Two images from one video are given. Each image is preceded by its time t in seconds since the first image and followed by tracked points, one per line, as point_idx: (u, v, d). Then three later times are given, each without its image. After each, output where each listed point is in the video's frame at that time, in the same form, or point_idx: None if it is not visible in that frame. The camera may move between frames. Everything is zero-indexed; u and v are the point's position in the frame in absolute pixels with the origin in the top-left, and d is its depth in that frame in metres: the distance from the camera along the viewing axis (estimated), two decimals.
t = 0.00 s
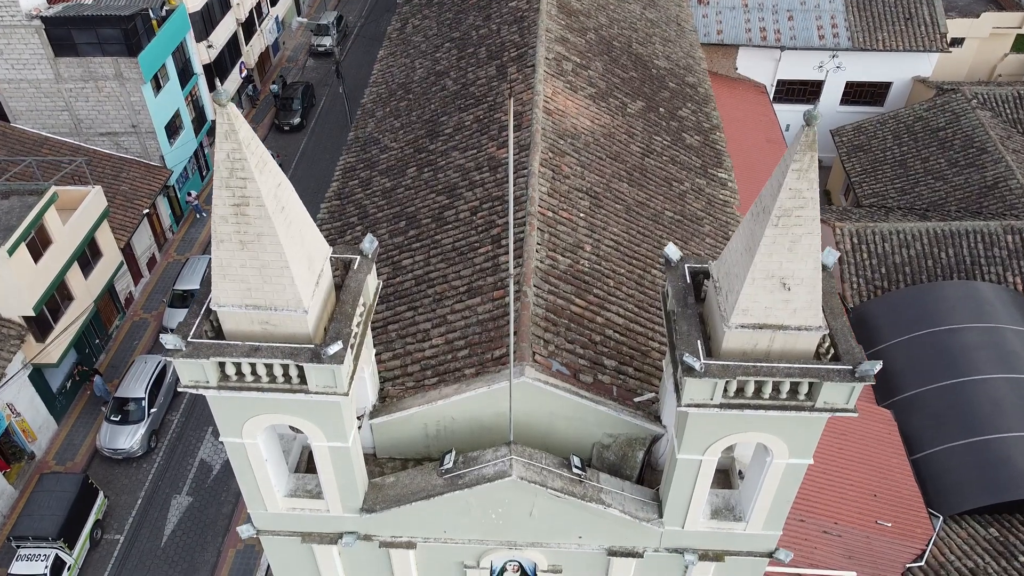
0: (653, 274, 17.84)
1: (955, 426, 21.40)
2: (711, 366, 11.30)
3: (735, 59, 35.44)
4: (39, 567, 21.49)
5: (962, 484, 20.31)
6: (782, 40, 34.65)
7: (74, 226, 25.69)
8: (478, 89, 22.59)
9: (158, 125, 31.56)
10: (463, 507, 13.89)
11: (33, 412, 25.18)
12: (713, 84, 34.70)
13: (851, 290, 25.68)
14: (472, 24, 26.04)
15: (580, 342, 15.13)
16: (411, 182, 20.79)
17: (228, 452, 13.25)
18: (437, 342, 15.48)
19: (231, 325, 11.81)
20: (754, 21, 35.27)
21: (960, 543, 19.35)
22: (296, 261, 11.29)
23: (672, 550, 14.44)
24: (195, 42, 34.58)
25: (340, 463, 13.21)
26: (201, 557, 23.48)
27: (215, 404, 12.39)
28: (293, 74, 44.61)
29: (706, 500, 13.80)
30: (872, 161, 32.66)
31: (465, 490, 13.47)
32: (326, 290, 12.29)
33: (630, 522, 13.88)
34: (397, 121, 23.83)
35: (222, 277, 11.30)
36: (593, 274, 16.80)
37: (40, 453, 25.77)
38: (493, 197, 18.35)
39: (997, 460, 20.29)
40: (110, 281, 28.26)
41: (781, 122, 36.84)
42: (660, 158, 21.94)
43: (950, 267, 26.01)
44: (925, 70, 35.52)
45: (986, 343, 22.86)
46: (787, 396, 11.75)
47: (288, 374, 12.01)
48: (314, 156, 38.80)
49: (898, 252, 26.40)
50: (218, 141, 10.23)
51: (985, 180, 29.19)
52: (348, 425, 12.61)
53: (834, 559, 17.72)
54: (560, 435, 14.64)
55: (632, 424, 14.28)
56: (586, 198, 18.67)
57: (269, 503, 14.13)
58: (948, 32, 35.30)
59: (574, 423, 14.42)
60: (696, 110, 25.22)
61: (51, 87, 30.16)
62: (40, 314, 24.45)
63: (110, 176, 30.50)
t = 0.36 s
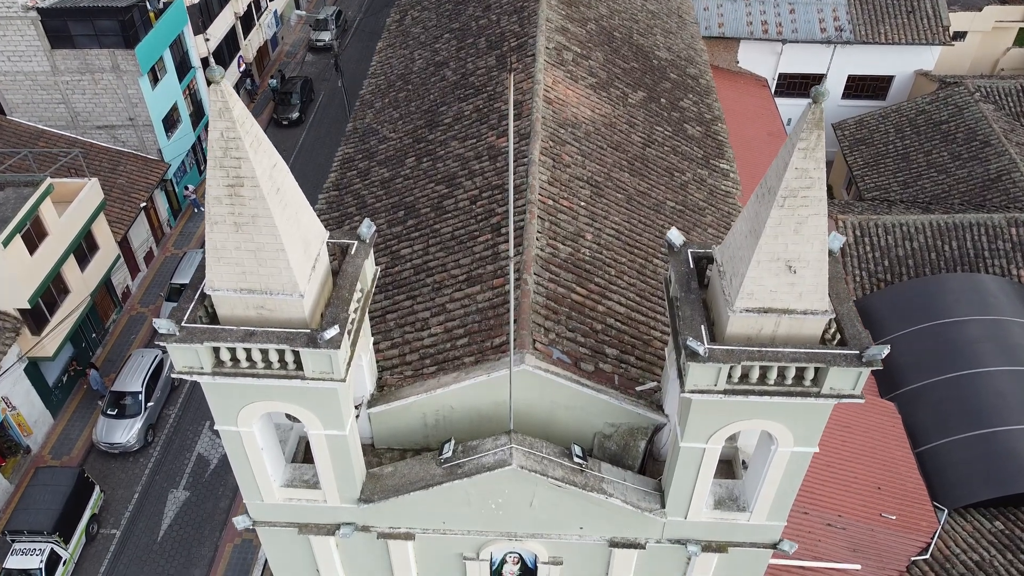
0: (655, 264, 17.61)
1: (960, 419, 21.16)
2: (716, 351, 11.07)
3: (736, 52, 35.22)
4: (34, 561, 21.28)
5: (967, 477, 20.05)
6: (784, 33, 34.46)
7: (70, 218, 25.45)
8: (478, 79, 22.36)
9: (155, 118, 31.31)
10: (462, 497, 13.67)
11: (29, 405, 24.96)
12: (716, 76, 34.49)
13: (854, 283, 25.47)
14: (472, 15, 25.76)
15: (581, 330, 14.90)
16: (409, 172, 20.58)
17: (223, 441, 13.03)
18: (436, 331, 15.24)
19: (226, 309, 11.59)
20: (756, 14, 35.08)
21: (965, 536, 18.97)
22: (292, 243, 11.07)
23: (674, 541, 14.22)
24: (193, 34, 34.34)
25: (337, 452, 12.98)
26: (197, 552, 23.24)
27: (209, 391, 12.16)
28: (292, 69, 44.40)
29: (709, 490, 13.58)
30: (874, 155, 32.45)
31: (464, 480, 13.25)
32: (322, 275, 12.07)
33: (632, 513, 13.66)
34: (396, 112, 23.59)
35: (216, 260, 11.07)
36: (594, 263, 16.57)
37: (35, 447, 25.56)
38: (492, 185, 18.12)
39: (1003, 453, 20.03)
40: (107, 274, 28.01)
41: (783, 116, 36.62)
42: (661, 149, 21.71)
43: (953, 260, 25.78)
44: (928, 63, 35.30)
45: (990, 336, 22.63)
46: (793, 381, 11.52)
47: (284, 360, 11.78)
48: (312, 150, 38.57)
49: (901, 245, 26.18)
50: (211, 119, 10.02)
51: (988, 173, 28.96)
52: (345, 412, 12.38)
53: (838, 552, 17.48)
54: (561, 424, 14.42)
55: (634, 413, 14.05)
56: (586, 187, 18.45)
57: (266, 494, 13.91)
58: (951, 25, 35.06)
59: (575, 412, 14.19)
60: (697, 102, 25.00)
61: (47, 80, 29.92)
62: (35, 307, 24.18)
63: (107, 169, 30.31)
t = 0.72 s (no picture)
0: (657, 253, 17.39)
1: (964, 412, 20.92)
2: (720, 335, 10.85)
3: (738, 45, 34.99)
4: (29, 556, 20.99)
5: (972, 470, 19.80)
6: (786, 26, 34.24)
7: (66, 210, 25.23)
8: (477, 69, 22.14)
9: (153, 112, 31.07)
10: (461, 487, 13.44)
11: (25, 399, 24.74)
12: (717, 70, 34.32)
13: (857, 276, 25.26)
14: (472, 6, 25.51)
15: (582, 318, 14.67)
16: (408, 162, 20.35)
17: (219, 429, 12.80)
18: (435, 319, 15.02)
19: (221, 294, 11.37)
20: (758, 7, 34.85)
21: (971, 529, 18.76)
22: (288, 226, 10.85)
23: (677, 532, 14.00)
24: (191, 28, 34.11)
25: (334, 441, 12.76)
26: (194, 547, 23.01)
27: (204, 378, 11.93)
28: (291, 64, 44.19)
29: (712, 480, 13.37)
30: (877, 148, 32.22)
31: (464, 469, 13.03)
32: (319, 259, 11.85)
33: (635, 503, 13.44)
34: (395, 102, 23.36)
35: (211, 242, 10.85)
36: (595, 251, 16.35)
37: (31, 441, 25.34)
38: (492, 174, 17.91)
39: (1009, 445, 19.77)
40: (104, 267, 27.78)
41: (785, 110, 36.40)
42: (663, 139, 21.49)
43: (957, 253, 25.57)
44: (931, 56, 35.09)
45: (994, 328, 22.42)
46: (799, 366, 11.30)
47: (280, 345, 11.56)
48: (311, 145, 38.35)
49: (905, 238, 25.96)
50: (205, 97, 9.80)
51: (992, 166, 28.75)
52: (342, 399, 12.16)
53: (843, 544, 17.23)
54: (562, 413, 14.20)
55: (636, 402, 13.84)
56: (587, 175, 18.22)
57: (262, 484, 13.70)
58: (954, 18, 34.82)
59: (576, 401, 13.97)
60: (699, 93, 24.77)
61: (43, 72, 29.69)
62: (31, 299, 23.95)
63: (104, 162, 30.10)
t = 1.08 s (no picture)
0: (660, 243, 17.19)
1: (969, 405, 20.72)
2: (724, 320, 10.65)
3: (739, 39, 34.80)
4: (25, 550, 20.67)
5: (977, 462, 19.58)
6: (787, 20, 34.03)
7: (63, 203, 25.02)
8: (477, 59, 21.94)
9: (151, 105, 30.86)
10: (461, 477, 13.24)
11: (21, 393, 24.55)
12: (718, 64, 34.11)
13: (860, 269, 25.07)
14: None
15: (584, 307, 14.48)
16: (407, 152, 20.15)
17: (214, 418, 12.60)
18: (434, 308, 14.82)
19: (216, 279, 11.17)
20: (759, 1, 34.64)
21: (976, 522, 18.55)
22: (284, 209, 10.65)
23: (680, 524, 13.80)
24: (189, 21, 33.91)
25: (331, 430, 12.57)
26: (192, 542, 22.81)
27: (199, 365, 11.73)
28: (289, 59, 44.01)
29: (716, 470, 13.18)
30: (879, 142, 32.01)
31: (464, 459, 12.83)
32: (316, 244, 11.65)
33: (636, 493, 13.24)
34: (394, 94, 23.17)
35: (205, 225, 10.65)
36: (597, 240, 16.16)
37: (28, 436, 25.16)
38: (492, 163, 17.71)
39: (1014, 438, 19.56)
40: (101, 261, 27.57)
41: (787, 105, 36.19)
42: (664, 129, 21.29)
43: (961, 246, 25.37)
44: (933, 50, 34.91)
45: (998, 321, 22.22)
46: (805, 352, 11.09)
47: (276, 331, 11.36)
48: (311, 140, 38.16)
49: (908, 231, 25.76)
50: (199, 75, 9.61)
51: (995, 159, 28.56)
52: (340, 387, 11.95)
53: (846, 537, 17.00)
54: (563, 402, 14.01)
55: (638, 391, 13.63)
56: (588, 164, 18.02)
57: (258, 475, 13.50)
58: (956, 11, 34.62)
59: (577, 390, 13.78)
60: (701, 85, 24.56)
61: (40, 65, 29.49)
62: (27, 293, 23.73)
63: (101, 156, 29.91)
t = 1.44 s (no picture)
0: (661, 231, 16.96)
1: (974, 396, 20.49)
2: (728, 302, 10.43)
3: (741, 32, 34.59)
4: (20, 544, 20.43)
5: (983, 454, 19.34)
6: (789, 12, 33.80)
7: (59, 195, 24.81)
8: (477, 48, 21.72)
9: (149, 98, 30.64)
10: (460, 465, 13.03)
11: (17, 386, 24.34)
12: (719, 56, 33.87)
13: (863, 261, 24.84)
14: None
15: (585, 294, 14.26)
16: (406, 141, 19.92)
17: (209, 405, 12.39)
18: (433, 295, 14.60)
19: (210, 261, 10.97)
20: None
21: (982, 515, 18.31)
22: (279, 188, 10.43)
23: (682, 513, 13.60)
24: (187, 14, 33.69)
25: (328, 417, 12.35)
26: (189, 536, 22.59)
27: (193, 349, 11.51)
28: (288, 53, 43.78)
29: (720, 458, 12.97)
30: (881, 135, 31.76)
31: (463, 446, 12.62)
32: (313, 227, 11.43)
33: (638, 482, 13.03)
34: (393, 83, 22.96)
35: (199, 205, 10.44)
36: (598, 228, 15.93)
37: (24, 429, 24.95)
38: (492, 150, 17.49)
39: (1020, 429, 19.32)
40: (98, 253, 27.34)
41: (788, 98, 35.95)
42: (666, 118, 21.07)
43: (965, 238, 25.16)
44: (936, 43, 34.70)
45: (1003, 313, 21.99)
46: (810, 336, 10.87)
47: (271, 315, 11.14)
48: (309, 134, 37.94)
49: (911, 222, 25.54)
50: (193, 50, 9.39)
51: (999, 151, 28.35)
52: (336, 372, 11.73)
53: (851, 529, 16.76)
54: (564, 390, 13.80)
55: (640, 378, 13.42)
56: (589, 152, 17.80)
57: (255, 463, 13.29)
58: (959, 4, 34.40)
59: (578, 377, 13.57)
60: (703, 75, 24.35)
61: (37, 57, 29.30)
62: (23, 284, 23.51)
63: (98, 148, 29.70)
